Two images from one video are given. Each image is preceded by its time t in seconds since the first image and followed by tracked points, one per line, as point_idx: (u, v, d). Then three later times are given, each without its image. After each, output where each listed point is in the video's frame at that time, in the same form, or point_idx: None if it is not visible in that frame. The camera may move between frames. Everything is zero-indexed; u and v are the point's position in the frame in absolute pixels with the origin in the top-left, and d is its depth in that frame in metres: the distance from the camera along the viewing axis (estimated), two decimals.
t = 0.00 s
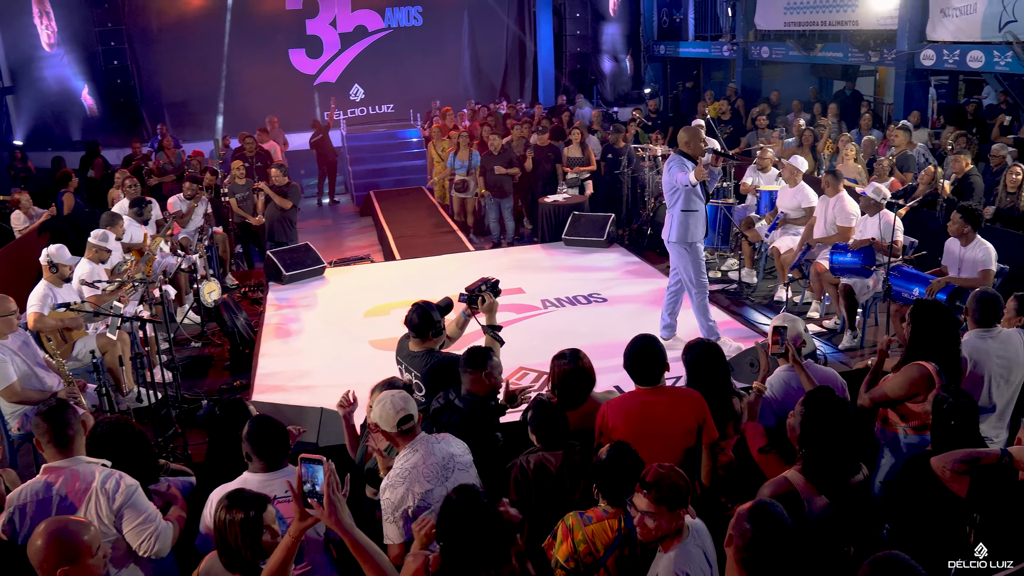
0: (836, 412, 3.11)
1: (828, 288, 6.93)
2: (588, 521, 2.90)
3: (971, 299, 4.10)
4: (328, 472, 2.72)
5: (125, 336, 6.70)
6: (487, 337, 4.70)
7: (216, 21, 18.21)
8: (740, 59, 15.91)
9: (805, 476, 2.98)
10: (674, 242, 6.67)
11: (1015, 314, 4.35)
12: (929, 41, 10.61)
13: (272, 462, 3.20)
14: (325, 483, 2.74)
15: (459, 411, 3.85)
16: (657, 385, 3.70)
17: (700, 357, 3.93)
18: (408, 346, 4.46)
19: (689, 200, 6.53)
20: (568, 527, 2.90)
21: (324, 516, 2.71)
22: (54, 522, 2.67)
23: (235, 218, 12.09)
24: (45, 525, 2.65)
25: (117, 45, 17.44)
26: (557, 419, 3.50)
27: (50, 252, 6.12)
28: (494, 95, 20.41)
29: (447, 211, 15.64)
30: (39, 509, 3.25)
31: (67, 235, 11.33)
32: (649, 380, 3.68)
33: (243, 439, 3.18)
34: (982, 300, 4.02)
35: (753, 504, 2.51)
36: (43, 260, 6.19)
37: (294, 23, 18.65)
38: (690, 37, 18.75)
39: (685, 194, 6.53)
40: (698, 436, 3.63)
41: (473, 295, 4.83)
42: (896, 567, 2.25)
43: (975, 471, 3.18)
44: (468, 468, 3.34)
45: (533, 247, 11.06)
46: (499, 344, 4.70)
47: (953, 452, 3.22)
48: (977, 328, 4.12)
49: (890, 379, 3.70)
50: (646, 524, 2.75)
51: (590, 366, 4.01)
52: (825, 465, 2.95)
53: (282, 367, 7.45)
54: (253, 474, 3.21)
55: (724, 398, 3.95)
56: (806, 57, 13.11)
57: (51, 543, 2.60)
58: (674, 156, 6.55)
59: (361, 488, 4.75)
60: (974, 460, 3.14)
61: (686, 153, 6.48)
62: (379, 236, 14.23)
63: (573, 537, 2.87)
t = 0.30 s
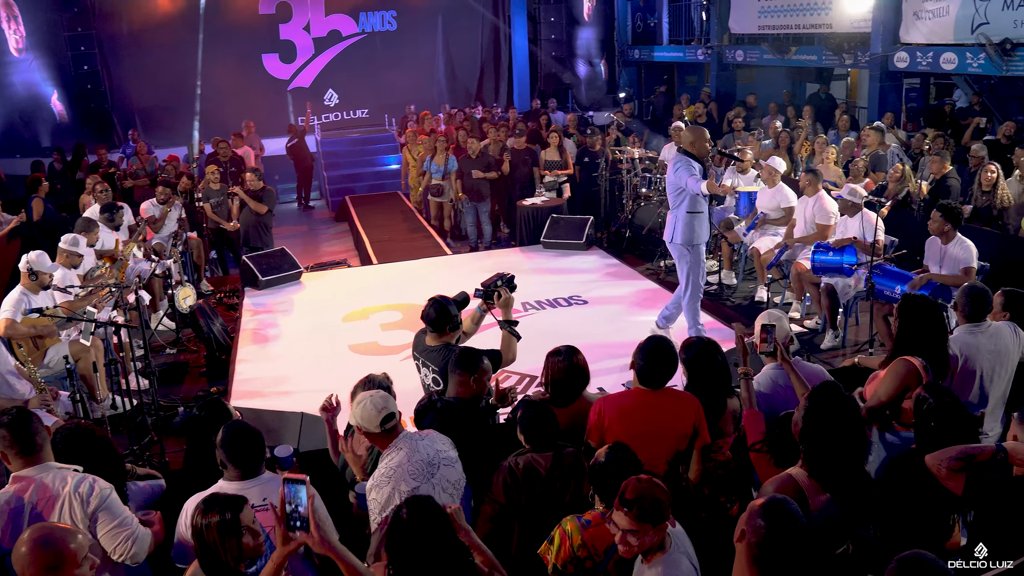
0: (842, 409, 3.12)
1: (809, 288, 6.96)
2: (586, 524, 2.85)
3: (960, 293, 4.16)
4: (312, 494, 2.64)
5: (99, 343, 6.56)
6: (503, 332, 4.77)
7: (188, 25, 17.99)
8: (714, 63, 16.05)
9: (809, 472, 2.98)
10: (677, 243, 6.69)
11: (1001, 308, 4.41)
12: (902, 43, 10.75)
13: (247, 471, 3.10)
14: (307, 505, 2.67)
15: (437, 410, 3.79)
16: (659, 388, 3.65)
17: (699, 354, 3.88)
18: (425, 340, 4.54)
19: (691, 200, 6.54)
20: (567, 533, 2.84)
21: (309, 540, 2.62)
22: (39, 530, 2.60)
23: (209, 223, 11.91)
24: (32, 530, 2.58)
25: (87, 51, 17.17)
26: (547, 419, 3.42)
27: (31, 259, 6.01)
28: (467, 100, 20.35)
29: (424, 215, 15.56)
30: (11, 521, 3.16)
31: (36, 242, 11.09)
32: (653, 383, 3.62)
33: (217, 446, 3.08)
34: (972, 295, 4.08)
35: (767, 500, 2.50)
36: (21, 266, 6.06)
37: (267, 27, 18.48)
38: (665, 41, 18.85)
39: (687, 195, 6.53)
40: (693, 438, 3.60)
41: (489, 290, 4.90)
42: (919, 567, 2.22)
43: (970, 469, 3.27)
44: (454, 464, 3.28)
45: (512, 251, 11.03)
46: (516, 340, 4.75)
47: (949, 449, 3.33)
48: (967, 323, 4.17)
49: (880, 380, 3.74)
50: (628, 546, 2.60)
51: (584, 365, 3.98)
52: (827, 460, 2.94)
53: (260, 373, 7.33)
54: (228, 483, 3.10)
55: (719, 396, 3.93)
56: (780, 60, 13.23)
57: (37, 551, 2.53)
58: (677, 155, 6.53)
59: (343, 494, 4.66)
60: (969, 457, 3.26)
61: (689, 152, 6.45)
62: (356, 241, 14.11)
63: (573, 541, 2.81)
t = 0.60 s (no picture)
0: (830, 399, 3.11)
1: (791, 288, 6.99)
2: (586, 528, 2.81)
3: (949, 290, 4.20)
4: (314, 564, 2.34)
5: (74, 351, 6.42)
6: (519, 326, 4.72)
7: (161, 30, 17.76)
8: (691, 67, 16.17)
9: (803, 470, 2.98)
10: (675, 244, 6.64)
11: (987, 306, 4.47)
12: (878, 46, 10.88)
13: (236, 475, 3.00)
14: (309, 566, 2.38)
15: (433, 412, 3.79)
16: (655, 388, 3.62)
17: (700, 354, 3.84)
18: (443, 334, 4.58)
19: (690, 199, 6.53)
20: (567, 539, 2.79)
21: None
22: (29, 538, 2.55)
23: (185, 229, 11.73)
24: (19, 542, 2.53)
25: (59, 56, 16.89)
26: (539, 420, 3.37)
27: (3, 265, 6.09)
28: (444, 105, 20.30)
29: (403, 221, 15.46)
30: None
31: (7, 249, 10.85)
32: (649, 383, 3.60)
33: (205, 452, 2.99)
34: (960, 291, 4.13)
35: (770, 497, 2.51)
36: None
37: (242, 32, 18.30)
38: (641, 46, 18.92)
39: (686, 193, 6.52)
40: (688, 440, 3.57)
41: (506, 285, 4.82)
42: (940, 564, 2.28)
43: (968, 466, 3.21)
44: (447, 467, 3.38)
45: (493, 255, 10.98)
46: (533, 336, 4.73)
47: (946, 449, 3.26)
48: (956, 320, 4.22)
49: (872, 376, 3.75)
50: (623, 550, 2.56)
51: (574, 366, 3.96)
52: (822, 456, 2.94)
53: (241, 380, 7.21)
54: (216, 488, 3.01)
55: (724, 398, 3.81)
56: (757, 64, 13.33)
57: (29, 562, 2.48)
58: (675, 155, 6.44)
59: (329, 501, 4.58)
60: (967, 455, 3.18)
61: (689, 150, 6.38)
62: (334, 247, 13.98)
63: (576, 547, 2.77)
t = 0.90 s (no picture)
0: (791, 400, 3.10)
1: (775, 289, 7.03)
2: (583, 530, 2.78)
3: (938, 286, 4.23)
4: None
5: (50, 359, 6.28)
6: (538, 323, 4.91)
7: (134, 36, 17.54)
8: (667, 71, 16.25)
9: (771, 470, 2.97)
10: (670, 243, 6.66)
11: (978, 299, 4.65)
12: (854, 48, 11.02)
13: (245, 473, 2.95)
14: None
15: (431, 413, 3.80)
16: (639, 383, 3.61)
17: (698, 352, 3.86)
18: (462, 332, 4.63)
19: (685, 198, 6.55)
20: (565, 542, 2.75)
21: None
22: (22, 549, 2.47)
23: (161, 235, 11.55)
24: (15, 551, 2.45)
25: (29, 61, 16.61)
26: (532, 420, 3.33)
27: None
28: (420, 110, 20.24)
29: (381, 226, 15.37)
30: None
31: None
32: (632, 378, 3.60)
33: (216, 448, 2.93)
34: (950, 287, 4.15)
35: (733, 502, 2.46)
36: None
37: (217, 38, 18.12)
38: (617, 50, 18.96)
39: (680, 191, 6.53)
40: (681, 436, 3.56)
41: (525, 282, 5.13)
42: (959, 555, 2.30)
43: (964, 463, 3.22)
44: (443, 477, 3.31)
45: (474, 259, 10.94)
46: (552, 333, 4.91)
47: (942, 445, 3.27)
48: (945, 314, 4.27)
49: (863, 370, 3.74)
50: (632, 537, 2.56)
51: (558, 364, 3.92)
52: (784, 446, 3.00)
53: (221, 386, 7.10)
54: (224, 486, 2.95)
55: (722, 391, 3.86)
56: (734, 67, 13.43)
57: None
58: (669, 155, 6.44)
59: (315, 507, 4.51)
60: (963, 451, 3.19)
61: (683, 151, 6.37)
62: (312, 253, 13.86)
63: (574, 550, 2.73)
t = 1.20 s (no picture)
0: (739, 401, 3.05)
1: (758, 289, 7.07)
2: (580, 529, 2.74)
3: (926, 283, 4.30)
4: None
5: (25, 367, 6.14)
6: (563, 321, 4.67)
7: (107, 41, 17.32)
8: (645, 75, 16.36)
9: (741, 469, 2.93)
10: (664, 244, 6.66)
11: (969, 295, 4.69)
12: (832, 51, 11.15)
13: (257, 472, 2.90)
14: None
15: (419, 419, 3.63)
16: (624, 385, 3.56)
17: (690, 351, 3.88)
18: (489, 331, 4.46)
19: (677, 199, 6.58)
20: (559, 542, 2.70)
21: None
22: (27, 555, 2.40)
23: (137, 242, 11.38)
24: (20, 557, 2.38)
25: None
26: (525, 421, 3.31)
27: None
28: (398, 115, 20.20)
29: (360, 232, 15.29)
30: None
31: None
32: (614, 381, 3.53)
33: (228, 444, 2.89)
34: (937, 284, 4.23)
35: (694, 516, 2.41)
36: None
37: (191, 43, 17.94)
38: (594, 55, 19.00)
39: (671, 192, 6.53)
40: (672, 433, 3.54)
41: (548, 279, 4.99)
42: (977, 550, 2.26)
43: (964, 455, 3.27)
44: (422, 481, 3.24)
45: (455, 263, 10.90)
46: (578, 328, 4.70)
47: (941, 437, 3.33)
48: (934, 312, 4.29)
49: (856, 368, 3.80)
50: (650, 532, 2.60)
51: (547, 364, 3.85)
52: (742, 443, 2.93)
53: (202, 393, 6.99)
54: (233, 484, 2.91)
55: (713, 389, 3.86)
56: (711, 70, 13.53)
57: None
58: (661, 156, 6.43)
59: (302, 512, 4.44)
60: (962, 443, 3.26)
61: (674, 151, 6.41)
62: (291, 259, 13.74)
63: (569, 550, 2.69)
